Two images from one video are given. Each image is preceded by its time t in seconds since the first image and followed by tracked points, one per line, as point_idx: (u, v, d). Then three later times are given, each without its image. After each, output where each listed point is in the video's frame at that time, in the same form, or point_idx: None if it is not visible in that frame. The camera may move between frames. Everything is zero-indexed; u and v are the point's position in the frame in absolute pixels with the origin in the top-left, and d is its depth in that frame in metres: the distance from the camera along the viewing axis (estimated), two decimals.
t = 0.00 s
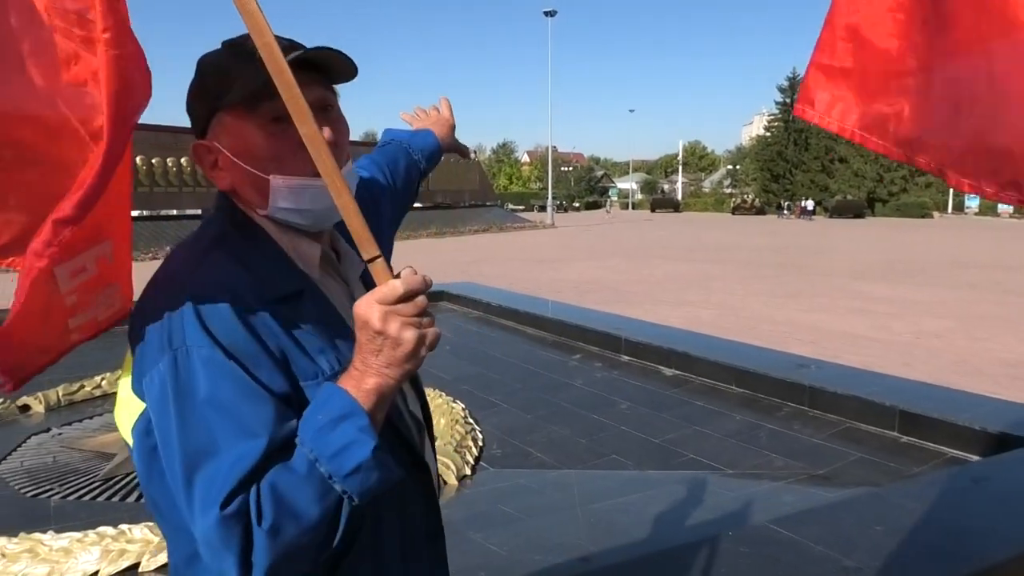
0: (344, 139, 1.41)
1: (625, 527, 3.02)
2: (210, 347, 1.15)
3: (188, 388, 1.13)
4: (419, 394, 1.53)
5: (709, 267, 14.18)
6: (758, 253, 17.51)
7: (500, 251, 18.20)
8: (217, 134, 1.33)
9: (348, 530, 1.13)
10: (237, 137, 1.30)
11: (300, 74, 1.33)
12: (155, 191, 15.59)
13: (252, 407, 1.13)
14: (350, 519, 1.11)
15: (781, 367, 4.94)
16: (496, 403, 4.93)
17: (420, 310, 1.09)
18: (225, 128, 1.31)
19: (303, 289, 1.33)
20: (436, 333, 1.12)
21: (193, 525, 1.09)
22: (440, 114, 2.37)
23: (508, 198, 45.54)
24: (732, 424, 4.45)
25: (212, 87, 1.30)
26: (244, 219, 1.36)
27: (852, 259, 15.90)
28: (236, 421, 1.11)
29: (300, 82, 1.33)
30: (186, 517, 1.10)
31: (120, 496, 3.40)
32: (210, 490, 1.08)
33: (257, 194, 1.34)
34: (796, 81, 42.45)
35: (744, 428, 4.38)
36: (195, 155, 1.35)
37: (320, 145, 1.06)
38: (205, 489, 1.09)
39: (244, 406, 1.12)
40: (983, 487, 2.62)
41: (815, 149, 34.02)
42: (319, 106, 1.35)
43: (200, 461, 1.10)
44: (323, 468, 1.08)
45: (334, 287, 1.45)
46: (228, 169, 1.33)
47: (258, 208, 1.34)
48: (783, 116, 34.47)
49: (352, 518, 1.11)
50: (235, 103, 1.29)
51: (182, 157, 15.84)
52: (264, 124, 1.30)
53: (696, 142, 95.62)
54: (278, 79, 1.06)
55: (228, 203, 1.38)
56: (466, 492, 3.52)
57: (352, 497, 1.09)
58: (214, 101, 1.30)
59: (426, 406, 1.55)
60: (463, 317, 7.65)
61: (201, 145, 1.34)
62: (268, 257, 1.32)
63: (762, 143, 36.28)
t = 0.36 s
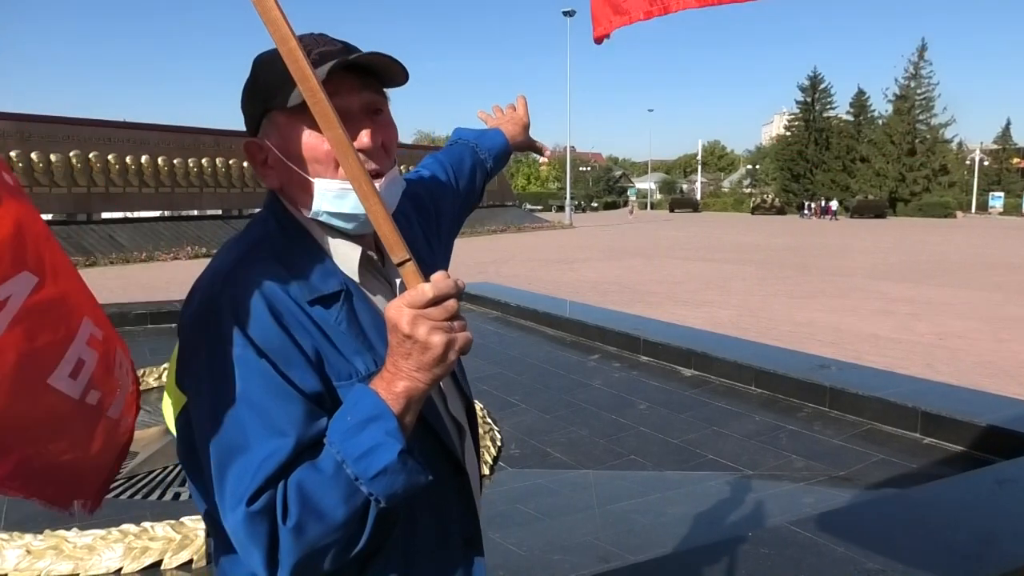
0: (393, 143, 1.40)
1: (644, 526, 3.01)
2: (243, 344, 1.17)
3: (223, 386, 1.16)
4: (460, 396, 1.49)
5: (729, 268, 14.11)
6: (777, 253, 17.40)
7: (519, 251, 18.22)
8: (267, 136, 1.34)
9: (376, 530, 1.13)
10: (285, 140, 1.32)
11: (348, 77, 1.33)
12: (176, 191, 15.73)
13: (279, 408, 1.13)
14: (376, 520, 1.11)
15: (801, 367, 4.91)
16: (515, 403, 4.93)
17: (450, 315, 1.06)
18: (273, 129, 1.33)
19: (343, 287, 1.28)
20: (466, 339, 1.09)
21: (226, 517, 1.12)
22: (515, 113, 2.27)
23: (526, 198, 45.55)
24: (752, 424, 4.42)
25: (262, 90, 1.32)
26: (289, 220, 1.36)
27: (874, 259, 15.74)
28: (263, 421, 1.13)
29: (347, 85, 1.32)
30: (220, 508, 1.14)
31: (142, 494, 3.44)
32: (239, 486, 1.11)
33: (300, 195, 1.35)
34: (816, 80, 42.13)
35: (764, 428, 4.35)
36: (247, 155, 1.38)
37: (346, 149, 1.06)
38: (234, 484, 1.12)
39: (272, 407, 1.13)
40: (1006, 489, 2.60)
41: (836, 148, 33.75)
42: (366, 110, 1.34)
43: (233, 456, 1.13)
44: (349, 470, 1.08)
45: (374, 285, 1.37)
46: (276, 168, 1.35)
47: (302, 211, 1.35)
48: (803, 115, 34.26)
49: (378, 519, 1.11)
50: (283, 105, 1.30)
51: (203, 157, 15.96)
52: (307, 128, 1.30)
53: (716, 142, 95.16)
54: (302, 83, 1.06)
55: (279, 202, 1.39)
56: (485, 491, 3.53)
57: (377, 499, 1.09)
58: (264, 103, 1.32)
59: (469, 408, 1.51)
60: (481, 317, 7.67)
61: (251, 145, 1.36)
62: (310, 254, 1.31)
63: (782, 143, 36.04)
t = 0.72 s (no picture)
0: (416, 146, 1.40)
1: (650, 527, 3.01)
2: (255, 343, 1.16)
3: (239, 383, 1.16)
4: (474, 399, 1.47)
5: (736, 268, 14.07)
6: (784, 253, 17.35)
7: (525, 251, 18.22)
8: (292, 134, 1.34)
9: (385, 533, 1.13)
10: (308, 141, 1.32)
11: (375, 80, 1.32)
12: (184, 191, 15.78)
13: (293, 409, 1.13)
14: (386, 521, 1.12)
15: (809, 368, 4.90)
16: (522, 404, 4.93)
17: (467, 323, 1.06)
18: (297, 129, 1.33)
19: (361, 289, 1.29)
20: (483, 348, 1.08)
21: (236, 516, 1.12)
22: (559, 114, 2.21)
23: (533, 198, 45.56)
24: (759, 425, 4.41)
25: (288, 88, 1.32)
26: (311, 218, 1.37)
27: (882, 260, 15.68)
28: (274, 422, 1.12)
29: (373, 88, 1.32)
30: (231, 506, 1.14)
31: (150, 494, 3.45)
32: (248, 486, 1.11)
33: (324, 197, 1.36)
34: (824, 80, 42.01)
35: (771, 429, 4.34)
36: (270, 151, 1.38)
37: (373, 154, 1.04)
38: (244, 483, 1.11)
39: (285, 408, 1.13)
40: (1015, 489, 2.58)
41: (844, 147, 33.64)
42: (390, 114, 1.34)
43: (244, 454, 1.13)
44: (359, 474, 1.08)
45: (390, 286, 1.37)
46: (299, 167, 1.36)
47: (325, 211, 1.36)
48: (812, 115, 34.18)
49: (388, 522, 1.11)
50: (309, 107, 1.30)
51: (211, 158, 16.01)
52: (333, 130, 1.30)
53: (723, 142, 94.93)
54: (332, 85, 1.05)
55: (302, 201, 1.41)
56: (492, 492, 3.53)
57: (386, 504, 1.09)
58: (289, 103, 1.33)
59: (484, 413, 1.50)
60: (488, 318, 7.67)
61: (274, 142, 1.37)
62: (328, 253, 1.31)
63: (790, 143, 35.94)
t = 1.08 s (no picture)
0: (406, 147, 1.41)
1: (647, 528, 3.01)
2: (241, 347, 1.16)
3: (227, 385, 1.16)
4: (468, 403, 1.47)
5: (734, 270, 14.08)
6: (782, 254, 17.35)
7: (523, 253, 18.22)
8: (283, 138, 1.33)
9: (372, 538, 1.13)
10: (298, 144, 1.31)
11: (363, 82, 1.32)
12: (181, 193, 15.75)
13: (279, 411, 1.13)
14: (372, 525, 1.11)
15: (806, 369, 4.90)
16: (519, 406, 4.93)
17: (458, 330, 1.03)
18: (286, 132, 1.32)
19: (350, 293, 1.30)
20: (475, 354, 1.05)
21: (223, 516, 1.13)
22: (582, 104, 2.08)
23: (531, 200, 45.55)
24: (756, 426, 4.41)
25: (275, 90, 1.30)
26: (302, 223, 1.36)
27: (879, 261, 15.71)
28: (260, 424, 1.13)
29: (362, 89, 1.31)
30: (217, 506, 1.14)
31: (147, 496, 3.44)
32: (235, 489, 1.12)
33: (314, 199, 1.35)
34: (821, 82, 42.07)
35: (768, 430, 4.35)
36: (260, 156, 1.37)
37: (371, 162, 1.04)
38: (230, 485, 1.12)
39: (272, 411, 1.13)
40: (1011, 490, 2.59)
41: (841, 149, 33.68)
42: (379, 116, 1.34)
43: (231, 458, 1.13)
44: (345, 479, 1.08)
45: (386, 290, 1.38)
46: (290, 172, 1.35)
47: (314, 214, 1.35)
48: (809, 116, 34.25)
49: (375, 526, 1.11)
50: (299, 109, 1.29)
51: (208, 159, 15.99)
52: (325, 133, 1.30)
53: (720, 143, 94.88)
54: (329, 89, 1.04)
55: (292, 205, 1.40)
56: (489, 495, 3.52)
57: (372, 509, 1.08)
58: (278, 104, 1.31)
59: (478, 417, 1.50)
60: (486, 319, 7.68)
61: (266, 145, 1.36)
62: (319, 257, 1.31)
63: (787, 144, 35.97)
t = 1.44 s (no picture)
0: (398, 153, 1.40)
1: (643, 529, 3.02)
2: (215, 360, 1.15)
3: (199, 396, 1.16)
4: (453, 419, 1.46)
5: (731, 271, 14.10)
6: (778, 256, 17.37)
7: (520, 254, 18.23)
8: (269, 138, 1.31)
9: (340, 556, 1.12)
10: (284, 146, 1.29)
11: (353, 86, 1.31)
12: (178, 194, 15.72)
13: (245, 425, 1.12)
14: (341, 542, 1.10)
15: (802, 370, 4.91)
16: (515, 406, 4.93)
17: (429, 343, 1.02)
18: (273, 134, 1.30)
19: (330, 302, 1.25)
20: (446, 369, 1.04)
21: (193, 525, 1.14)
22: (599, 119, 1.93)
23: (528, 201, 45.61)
24: (752, 427, 4.42)
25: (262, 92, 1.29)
26: (287, 229, 1.34)
27: (875, 262, 15.73)
28: (226, 437, 1.11)
29: (350, 95, 1.31)
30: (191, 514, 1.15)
31: (143, 497, 3.44)
32: (201, 501, 1.11)
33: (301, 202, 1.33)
34: (818, 83, 42.12)
35: (764, 431, 4.35)
36: (247, 154, 1.35)
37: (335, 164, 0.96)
38: (196, 497, 1.12)
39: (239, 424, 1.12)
40: (1006, 491, 2.60)
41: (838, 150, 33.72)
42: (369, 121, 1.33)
43: (203, 467, 1.13)
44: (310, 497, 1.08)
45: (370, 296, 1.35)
46: (276, 173, 1.33)
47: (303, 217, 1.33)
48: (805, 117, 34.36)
49: (341, 546, 1.10)
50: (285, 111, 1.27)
51: (204, 160, 15.97)
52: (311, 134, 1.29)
53: (716, 144, 95.08)
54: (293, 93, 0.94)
55: (279, 208, 1.38)
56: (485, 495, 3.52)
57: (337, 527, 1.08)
58: (266, 106, 1.29)
59: (464, 432, 1.49)
60: (482, 320, 7.69)
61: (254, 142, 1.34)
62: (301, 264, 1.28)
63: (783, 145, 36.04)
